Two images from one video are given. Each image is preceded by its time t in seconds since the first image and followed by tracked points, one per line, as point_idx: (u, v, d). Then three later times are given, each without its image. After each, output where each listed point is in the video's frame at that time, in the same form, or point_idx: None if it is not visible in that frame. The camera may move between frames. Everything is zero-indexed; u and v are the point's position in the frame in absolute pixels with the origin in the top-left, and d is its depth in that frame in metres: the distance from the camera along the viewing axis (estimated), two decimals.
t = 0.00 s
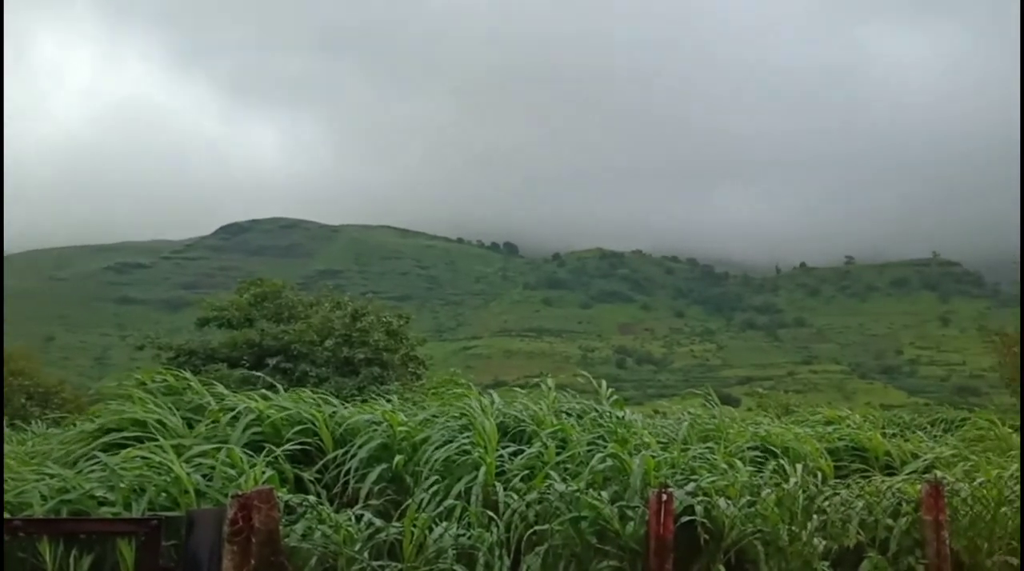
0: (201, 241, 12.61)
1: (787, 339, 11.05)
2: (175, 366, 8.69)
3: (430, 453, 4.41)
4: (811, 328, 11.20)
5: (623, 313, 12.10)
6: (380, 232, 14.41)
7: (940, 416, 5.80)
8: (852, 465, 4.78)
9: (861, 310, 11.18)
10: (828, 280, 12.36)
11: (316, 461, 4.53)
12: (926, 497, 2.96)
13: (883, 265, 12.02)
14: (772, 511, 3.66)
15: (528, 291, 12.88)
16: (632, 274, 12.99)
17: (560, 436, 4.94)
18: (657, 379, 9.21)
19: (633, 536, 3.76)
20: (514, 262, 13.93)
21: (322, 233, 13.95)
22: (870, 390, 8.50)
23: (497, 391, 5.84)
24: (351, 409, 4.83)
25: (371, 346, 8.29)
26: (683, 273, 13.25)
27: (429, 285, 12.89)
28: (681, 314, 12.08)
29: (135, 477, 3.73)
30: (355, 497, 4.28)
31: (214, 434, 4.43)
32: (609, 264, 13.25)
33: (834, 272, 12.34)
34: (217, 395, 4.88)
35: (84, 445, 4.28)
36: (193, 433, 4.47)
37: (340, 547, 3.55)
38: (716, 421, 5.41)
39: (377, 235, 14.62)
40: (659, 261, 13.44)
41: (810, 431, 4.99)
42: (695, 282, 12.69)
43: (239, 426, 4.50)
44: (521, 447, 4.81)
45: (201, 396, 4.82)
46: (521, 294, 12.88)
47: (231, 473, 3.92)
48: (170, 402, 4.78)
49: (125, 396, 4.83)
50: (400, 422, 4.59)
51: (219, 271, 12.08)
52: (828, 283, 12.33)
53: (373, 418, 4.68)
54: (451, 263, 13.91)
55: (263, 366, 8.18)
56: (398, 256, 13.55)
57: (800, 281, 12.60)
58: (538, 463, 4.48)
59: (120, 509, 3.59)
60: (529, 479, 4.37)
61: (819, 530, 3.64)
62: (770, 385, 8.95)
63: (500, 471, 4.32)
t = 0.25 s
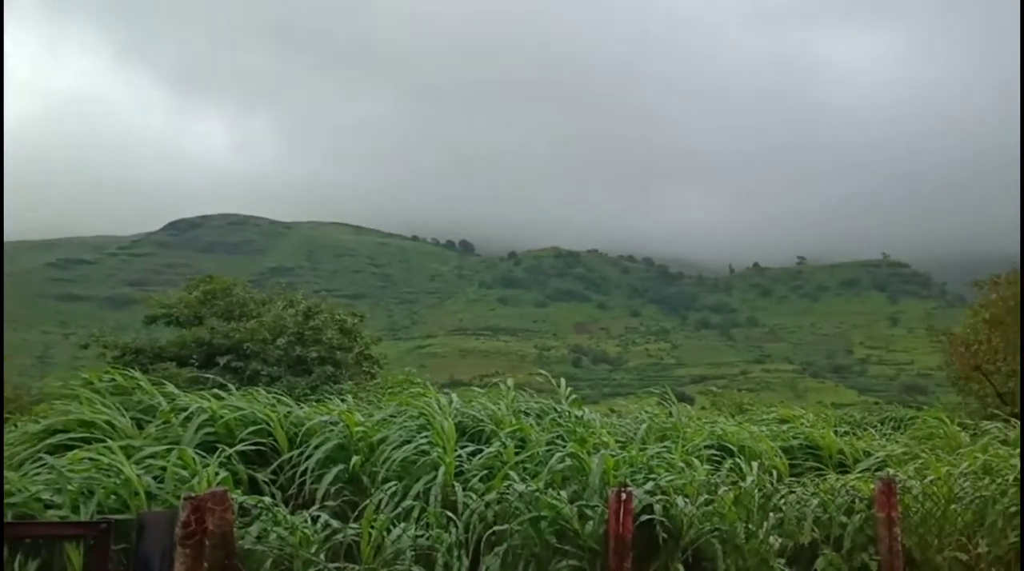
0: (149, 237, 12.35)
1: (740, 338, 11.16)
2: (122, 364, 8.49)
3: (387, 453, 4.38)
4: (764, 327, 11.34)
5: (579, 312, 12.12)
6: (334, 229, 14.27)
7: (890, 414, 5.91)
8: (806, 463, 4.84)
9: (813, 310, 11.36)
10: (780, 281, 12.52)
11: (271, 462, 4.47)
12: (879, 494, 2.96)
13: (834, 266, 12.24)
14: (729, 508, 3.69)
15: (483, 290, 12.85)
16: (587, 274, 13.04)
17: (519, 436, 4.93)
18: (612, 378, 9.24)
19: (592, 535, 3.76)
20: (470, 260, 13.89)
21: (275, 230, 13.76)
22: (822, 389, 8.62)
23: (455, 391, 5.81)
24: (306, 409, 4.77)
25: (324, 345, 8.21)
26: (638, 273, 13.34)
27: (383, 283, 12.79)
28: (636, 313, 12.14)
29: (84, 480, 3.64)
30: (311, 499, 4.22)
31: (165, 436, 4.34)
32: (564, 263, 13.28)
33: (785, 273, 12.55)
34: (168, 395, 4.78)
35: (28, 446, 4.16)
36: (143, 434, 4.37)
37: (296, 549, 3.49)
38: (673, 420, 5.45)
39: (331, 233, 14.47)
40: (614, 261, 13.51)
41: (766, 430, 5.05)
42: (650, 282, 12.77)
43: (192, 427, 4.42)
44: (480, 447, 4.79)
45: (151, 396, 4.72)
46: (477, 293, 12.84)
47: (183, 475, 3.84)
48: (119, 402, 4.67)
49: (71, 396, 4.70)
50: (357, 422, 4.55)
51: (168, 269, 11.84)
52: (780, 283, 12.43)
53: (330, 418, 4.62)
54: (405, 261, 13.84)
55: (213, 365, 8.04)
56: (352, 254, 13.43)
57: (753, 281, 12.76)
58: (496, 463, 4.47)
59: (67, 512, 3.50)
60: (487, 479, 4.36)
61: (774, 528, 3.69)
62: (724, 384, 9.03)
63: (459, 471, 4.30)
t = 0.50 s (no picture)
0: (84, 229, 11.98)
1: (684, 338, 11.27)
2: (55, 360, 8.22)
3: (334, 454, 4.32)
4: (707, 327, 11.51)
5: (524, 311, 12.11)
6: (276, 224, 14.02)
7: (830, 413, 6.03)
8: (751, 462, 4.91)
9: (755, 311, 11.54)
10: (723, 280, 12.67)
11: (214, 462, 4.38)
12: (824, 494, 2.93)
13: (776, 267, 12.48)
14: (678, 506, 3.72)
15: (429, 287, 12.76)
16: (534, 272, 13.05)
17: (468, 435, 4.90)
18: (558, 378, 9.23)
19: (542, 535, 3.75)
20: (416, 257, 13.79)
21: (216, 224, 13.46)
22: (764, 387, 8.75)
23: (402, 390, 5.75)
24: (251, 408, 4.68)
25: (264, 343, 8.09)
26: (584, 271, 13.40)
27: (327, 281, 12.62)
28: (582, 312, 12.20)
29: (18, 481, 3.51)
30: (255, 500, 4.14)
31: (103, 436, 4.22)
32: (511, 262, 13.28)
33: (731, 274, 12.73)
34: (107, 394, 4.64)
35: None
36: (79, 434, 4.23)
37: (240, 552, 3.42)
38: (621, 419, 5.47)
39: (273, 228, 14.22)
40: (561, 259, 13.55)
41: (712, 429, 5.10)
42: (596, 280, 12.83)
43: (131, 427, 4.30)
44: (428, 447, 4.75)
45: (90, 396, 4.58)
46: (422, 290, 12.74)
47: (124, 477, 3.74)
48: (53, 400, 4.51)
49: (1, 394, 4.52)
50: (303, 422, 4.48)
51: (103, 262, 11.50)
52: (723, 282, 12.58)
53: (275, 418, 4.54)
54: (349, 258, 13.69)
55: (149, 362, 7.85)
56: (295, 250, 13.24)
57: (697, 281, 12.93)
58: (446, 463, 4.45)
59: None
60: (436, 479, 4.33)
61: (722, 526, 3.73)
62: (668, 383, 9.11)
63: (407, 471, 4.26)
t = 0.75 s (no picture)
0: None
1: (605, 338, 11.36)
2: None
3: (255, 453, 4.18)
4: (628, 327, 11.61)
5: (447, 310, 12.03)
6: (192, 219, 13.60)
7: (748, 414, 6.13)
8: (673, 462, 4.95)
9: (675, 313, 11.73)
10: (645, 283, 12.85)
11: (131, 461, 4.19)
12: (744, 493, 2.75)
13: (696, 270, 12.72)
14: (602, 505, 3.53)
15: (349, 286, 12.56)
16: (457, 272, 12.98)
17: (391, 435, 4.82)
18: (479, 378, 9.16)
19: (467, 535, 3.51)
20: (337, 255, 13.57)
21: (127, 218, 12.99)
22: (683, 388, 8.87)
23: (322, 388, 5.62)
24: (169, 406, 4.50)
25: (181, 340, 7.72)
26: (507, 272, 13.39)
27: (245, 278, 12.30)
28: (504, 312, 12.18)
29: None
30: (173, 500, 3.98)
31: (11, 434, 4.00)
32: (433, 261, 13.19)
33: (651, 277, 12.91)
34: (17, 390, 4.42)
35: None
36: None
37: (158, 552, 3.21)
38: (544, 419, 5.47)
39: (188, 222, 13.79)
40: (484, 260, 13.52)
41: (635, 430, 5.13)
42: (518, 281, 12.85)
43: (42, 424, 4.09)
44: (350, 447, 4.65)
45: None
46: (343, 288, 12.53)
47: (37, 474, 3.54)
48: None
49: None
50: (224, 420, 4.33)
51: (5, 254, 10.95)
52: (645, 284, 12.76)
53: (194, 416, 4.38)
54: (268, 255, 13.37)
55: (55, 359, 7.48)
56: (211, 246, 12.86)
57: (618, 283, 13.07)
58: (369, 462, 4.35)
59: None
60: (359, 479, 4.23)
61: (645, 526, 3.58)
62: (589, 384, 9.15)
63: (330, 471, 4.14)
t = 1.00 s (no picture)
0: None
1: (529, 339, 11.39)
2: None
3: (172, 453, 4.04)
4: (551, 328, 11.65)
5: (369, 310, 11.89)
6: (102, 215, 13.12)
7: (669, 413, 6.23)
8: (596, 460, 4.99)
9: (598, 313, 11.85)
10: (570, 285, 12.89)
11: (43, 462, 4.04)
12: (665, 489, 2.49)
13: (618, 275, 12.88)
14: (526, 503, 3.31)
15: (269, 285, 12.30)
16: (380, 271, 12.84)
17: (313, 434, 4.72)
18: (401, 377, 9.05)
19: (390, 534, 3.38)
20: (257, 253, 13.28)
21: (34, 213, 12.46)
22: (606, 388, 8.96)
23: (241, 388, 5.49)
24: (83, 405, 4.35)
25: (94, 340, 7.40)
26: (431, 272, 13.32)
27: (160, 276, 11.92)
28: (428, 312, 12.10)
29: None
30: (87, 501, 3.83)
31: None
32: (356, 260, 13.02)
33: (574, 278, 13.01)
34: None
35: None
36: None
37: (70, 555, 3.05)
38: (469, 418, 5.45)
39: (99, 218, 13.30)
40: (407, 260, 13.42)
41: (559, 429, 5.14)
42: (442, 281, 12.78)
43: None
44: (271, 446, 4.55)
45: None
46: (262, 287, 12.27)
47: None
48: None
49: None
50: (140, 419, 4.18)
51: None
52: (568, 286, 12.85)
53: (109, 415, 4.24)
54: (185, 253, 12.99)
55: None
56: (125, 243, 12.43)
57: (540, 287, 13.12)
58: (291, 461, 4.26)
59: None
60: (281, 479, 4.14)
61: (568, 525, 3.38)
62: (512, 384, 9.15)
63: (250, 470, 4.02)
